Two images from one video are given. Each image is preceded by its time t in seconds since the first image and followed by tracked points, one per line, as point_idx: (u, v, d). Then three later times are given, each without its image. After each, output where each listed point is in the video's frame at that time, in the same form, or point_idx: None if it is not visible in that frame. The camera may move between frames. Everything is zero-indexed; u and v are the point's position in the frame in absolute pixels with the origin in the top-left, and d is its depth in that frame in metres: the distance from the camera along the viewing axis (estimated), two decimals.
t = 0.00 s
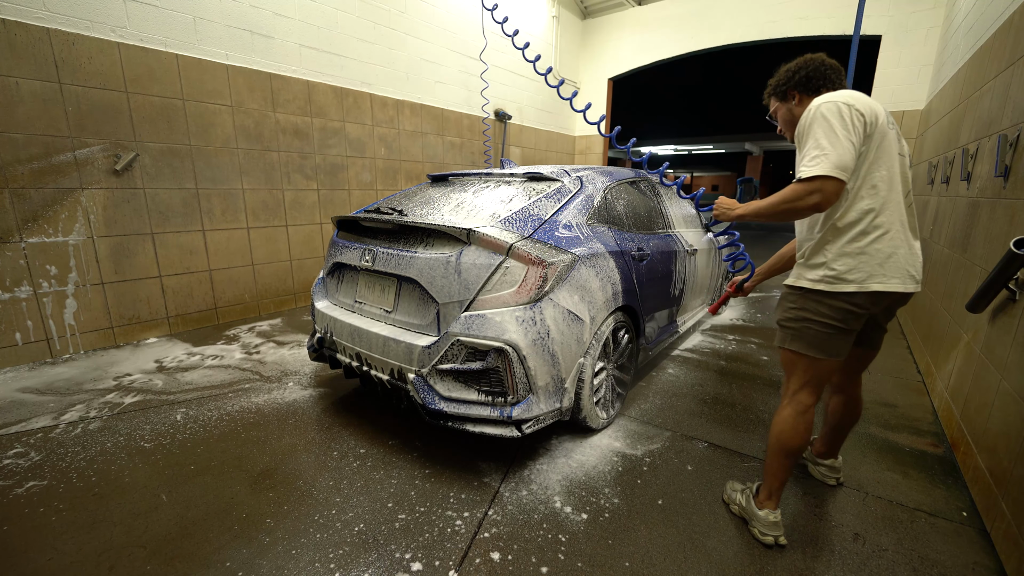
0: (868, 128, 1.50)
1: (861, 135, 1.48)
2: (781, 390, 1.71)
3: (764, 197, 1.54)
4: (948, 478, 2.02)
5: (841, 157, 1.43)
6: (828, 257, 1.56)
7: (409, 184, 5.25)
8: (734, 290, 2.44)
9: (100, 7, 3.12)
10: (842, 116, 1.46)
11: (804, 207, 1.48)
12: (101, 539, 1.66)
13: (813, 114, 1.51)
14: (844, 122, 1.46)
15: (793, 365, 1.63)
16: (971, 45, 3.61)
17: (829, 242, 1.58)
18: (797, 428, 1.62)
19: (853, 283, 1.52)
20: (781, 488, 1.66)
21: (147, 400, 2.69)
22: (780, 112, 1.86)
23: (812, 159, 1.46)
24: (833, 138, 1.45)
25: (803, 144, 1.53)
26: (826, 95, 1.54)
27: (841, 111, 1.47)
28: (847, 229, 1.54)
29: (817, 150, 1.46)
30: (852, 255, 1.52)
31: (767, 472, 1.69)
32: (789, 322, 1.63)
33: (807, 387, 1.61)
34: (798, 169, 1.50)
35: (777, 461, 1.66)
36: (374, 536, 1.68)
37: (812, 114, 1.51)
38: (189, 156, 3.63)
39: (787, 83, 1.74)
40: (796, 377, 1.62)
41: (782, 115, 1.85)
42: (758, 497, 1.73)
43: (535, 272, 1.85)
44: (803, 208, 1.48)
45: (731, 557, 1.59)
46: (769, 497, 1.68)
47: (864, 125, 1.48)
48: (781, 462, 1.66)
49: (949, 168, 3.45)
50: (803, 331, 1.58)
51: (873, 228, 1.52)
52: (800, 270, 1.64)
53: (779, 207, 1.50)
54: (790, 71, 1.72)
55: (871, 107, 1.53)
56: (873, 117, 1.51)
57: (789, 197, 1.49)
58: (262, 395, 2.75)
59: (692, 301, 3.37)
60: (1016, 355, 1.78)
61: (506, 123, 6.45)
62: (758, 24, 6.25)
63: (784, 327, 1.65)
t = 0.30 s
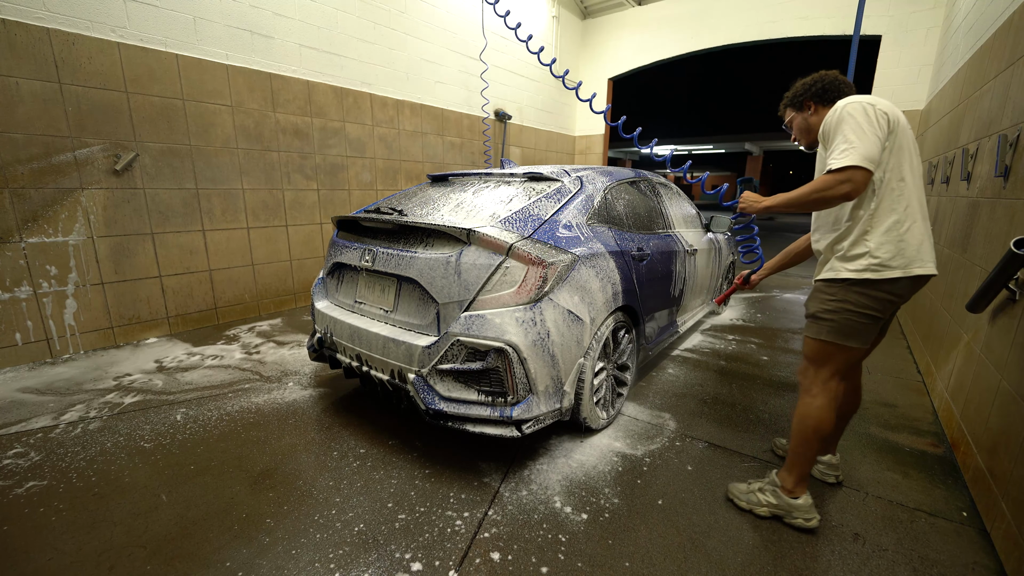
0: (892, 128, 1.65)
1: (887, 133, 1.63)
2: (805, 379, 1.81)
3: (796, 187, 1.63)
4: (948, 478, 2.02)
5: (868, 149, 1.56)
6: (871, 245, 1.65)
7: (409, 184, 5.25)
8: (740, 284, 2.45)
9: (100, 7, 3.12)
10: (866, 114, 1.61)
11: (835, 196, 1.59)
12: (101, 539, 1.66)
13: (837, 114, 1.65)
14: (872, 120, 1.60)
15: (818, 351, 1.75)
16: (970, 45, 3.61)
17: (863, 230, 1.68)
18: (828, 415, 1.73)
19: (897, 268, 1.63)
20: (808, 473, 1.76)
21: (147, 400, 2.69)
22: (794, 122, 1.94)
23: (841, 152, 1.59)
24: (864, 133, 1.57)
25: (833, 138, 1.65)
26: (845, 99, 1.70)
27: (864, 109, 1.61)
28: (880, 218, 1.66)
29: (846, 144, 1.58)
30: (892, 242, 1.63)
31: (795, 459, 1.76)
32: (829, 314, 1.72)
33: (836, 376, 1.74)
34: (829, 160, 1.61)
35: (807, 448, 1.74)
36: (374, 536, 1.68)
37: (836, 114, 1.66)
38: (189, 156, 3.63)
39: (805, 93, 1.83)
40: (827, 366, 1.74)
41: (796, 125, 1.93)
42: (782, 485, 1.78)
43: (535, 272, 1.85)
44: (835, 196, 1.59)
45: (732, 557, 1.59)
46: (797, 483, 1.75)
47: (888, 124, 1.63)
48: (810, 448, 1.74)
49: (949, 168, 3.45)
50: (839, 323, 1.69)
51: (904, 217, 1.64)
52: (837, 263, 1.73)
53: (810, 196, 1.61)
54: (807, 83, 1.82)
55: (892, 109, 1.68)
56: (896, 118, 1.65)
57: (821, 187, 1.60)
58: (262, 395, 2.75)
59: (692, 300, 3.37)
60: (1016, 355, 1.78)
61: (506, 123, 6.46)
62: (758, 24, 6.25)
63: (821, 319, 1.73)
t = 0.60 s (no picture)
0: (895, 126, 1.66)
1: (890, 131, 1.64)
2: (830, 376, 1.83)
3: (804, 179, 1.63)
4: (948, 478, 2.02)
5: (875, 143, 1.57)
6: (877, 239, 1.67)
7: (409, 184, 5.25)
8: (739, 275, 2.43)
9: (100, 7, 3.12)
10: (872, 110, 1.62)
11: (843, 188, 1.59)
12: (100, 539, 1.66)
13: (843, 111, 1.66)
14: (877, 117, 1.61)
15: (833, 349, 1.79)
16: (971, 45, 3.61)
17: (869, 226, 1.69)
18: (864, 409, 1.75)
19: (906, 259, 1.64)
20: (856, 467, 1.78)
21: (147, 400, 2.69)
22: (797, 125, 1.94)
23: (848, 146, 1.59)
24: (870, 129, 1.58)
25: (840, 134, 1.65)
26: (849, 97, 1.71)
27: (870, 106, 1.62)
28: (886, 213, 1.67)
29: (853, 139, 1.59)
30: (899, 235, 1.65)
31: (842, 457, 1.78)
32: (841, 310, 1.74)
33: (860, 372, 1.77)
34: (837, 155, 1.62)
35: (851, 444, 1.75)
36: (374, 536, 1.68)
37: (842, 111, 1.66)
38: (189, 156, 3.63)
39: (810, 96, 1.83)
40: (848, 362, 1.77)
41: (799, 128, 1.94)
42: (833, 482, 1.81)
43: (535, 272, 1.85)
44: (843, 188, 1.59)
45: (731, 556, 1.60)
46: (849, 478, 1.78)
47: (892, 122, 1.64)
48: (855, 444, 1.76)
49: (949, 168, 3.45)
50: (856, 317, 1.71)
51: (910, 210, 1.66)
52: (845, 257, 1.74)
53: (818, 189, 1.60)
54: (813, 88, 1.83)
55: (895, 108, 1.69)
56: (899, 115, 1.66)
57: (829, 180, 1.60)
58: (262, 395, 2.75)
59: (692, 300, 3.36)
60: (1016, 355, 1.78)
61: (506, 123, 6.46)
62: (758, 24, 6.25)
63: (836, 315, 1.75)
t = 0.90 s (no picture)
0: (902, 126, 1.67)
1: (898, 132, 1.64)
2: (820, 369, 1.86)
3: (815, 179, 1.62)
4: (949, 478, 2.02)
5: (885, 146, 1.57)
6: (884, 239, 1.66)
7: (409, 184, 5.25)
8: (734, 272, 2.42)
9: (100, 7, 3.12)
10: (880, 112, 1.62)
11: (854, 190, 1.59)
12: (100, 539, 1.66)
13: (852, 112, 1.65)
14: (886, 119, 1.61)
15: (826, 344, 1.82)
16: (970, 45, 3.62)
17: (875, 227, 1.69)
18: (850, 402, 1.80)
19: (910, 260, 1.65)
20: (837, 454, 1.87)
21: (147, 400, 2.69)
22: (793, 124, 1.94)
23: (858, 149, 1.58)
24: (881, 131, 1.58)
25: (849, 136, 1.65)
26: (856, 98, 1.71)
27: (878, 108, 1.62)
28: (892, 214, 1.67)
29: (863, 141, 1.58)
30: (904, 236, 1.65)
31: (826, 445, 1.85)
32: (842, 307, 1.74)
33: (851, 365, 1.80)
34: (846, 157, 1.61)
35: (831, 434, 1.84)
36: (374, 535, 1.68)
37: (851, 112, 1.66)
38: (189, 156, 3.63)
39: (807, 96, 1.83)
40: (841, 357, 1.79)
41: (795, 127, 1.93)
42: (816, 469, 1.90)
43: (535, 272, 1.85)
44: (854, 190, 1.59)
45: (731, 556, 1.60)
46: (830, 465, 1.87)
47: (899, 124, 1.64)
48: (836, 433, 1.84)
49: (949, 168, 3.45)
50: (855, 314, 1.72)
51: (914, 212, 1.67)
52: (850, 257, 1.74)
53: (829, 189, 1.59)
54: (809, 87, 1.82)
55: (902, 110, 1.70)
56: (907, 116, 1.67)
57: (840, 181, 1.59)
58: (262, 395, 2.75)
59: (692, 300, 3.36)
60: (1017, 355, 1.78)
61: (506, 123, 6.46)
62: (758, 24, 6.25)
63: (835, 312, 1.76)
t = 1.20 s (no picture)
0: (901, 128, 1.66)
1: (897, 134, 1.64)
2: (819, 371, 1.87)
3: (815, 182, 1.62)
4: (949, 478, 2.02)
5: (884, 149, 1.57)
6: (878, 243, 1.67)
7: (409, 184, 5.25)
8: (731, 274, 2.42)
9: (100, 7, 3.12)
10: (880, 114, 1.62)
11: (854, 194, 1.59)
12: (101, 539, 1.66)
13: (852, 113, 1.65)
14: (886, 121, 1.61)
15: (826, 347, 1.82)
16: (971, 45, 3.61)
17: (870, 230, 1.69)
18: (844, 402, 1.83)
19: (902, 264, 1.65)
20: (822, 449, 1.90)
21: (147, 400, 2.69)
22: (790, 122, 1.94)
23: (858, 151, 1.58)
24: (881, 133, 1.58)
25: (849, 138, 1.64)
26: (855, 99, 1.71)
27: (878, 109, 1.62)
28: (888, 217, 1.67)
29: (863, 144, 1.58)
30: (898, 239, 1.66)
31: (811, 441, 1.89)
32: (838, 310, 1.75)
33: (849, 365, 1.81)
34: (846, 160, 1.61)
35: (821, 430, 1.85)
36: (374, 535, 1.68)
37: (851, 114, 1.65)
38: (189, 156, 3.63)
39: (803, 94, 1.83)
40: (840, 358, 1.79)
41: (792, 125, 1.94)
42: (799, 461, 1.95)
43: (535, 272, 1.85)
44: (853, 194, 1.59)
45: (732, 556, 1.59)
46: (813, 459, 1.91)
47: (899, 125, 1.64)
48: (826, 430, 1.85)
49: (949, 168, 3.45)
50: (851, 317, 1.73)
51: (909, 214, 1.67)
52: (844, 260, 1.74)
53: (829, 193, 1.59)
54: (805, 85, 1.82)
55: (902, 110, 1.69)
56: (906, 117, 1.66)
57: (840, 184, 1.59)
58: (261, 395, 2.75)
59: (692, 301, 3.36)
60: (1017, 355, 1.78)
61: (506, 123, 6.46)
62: (759, 24, 6.25)
63: (832, 315, 1.77)
